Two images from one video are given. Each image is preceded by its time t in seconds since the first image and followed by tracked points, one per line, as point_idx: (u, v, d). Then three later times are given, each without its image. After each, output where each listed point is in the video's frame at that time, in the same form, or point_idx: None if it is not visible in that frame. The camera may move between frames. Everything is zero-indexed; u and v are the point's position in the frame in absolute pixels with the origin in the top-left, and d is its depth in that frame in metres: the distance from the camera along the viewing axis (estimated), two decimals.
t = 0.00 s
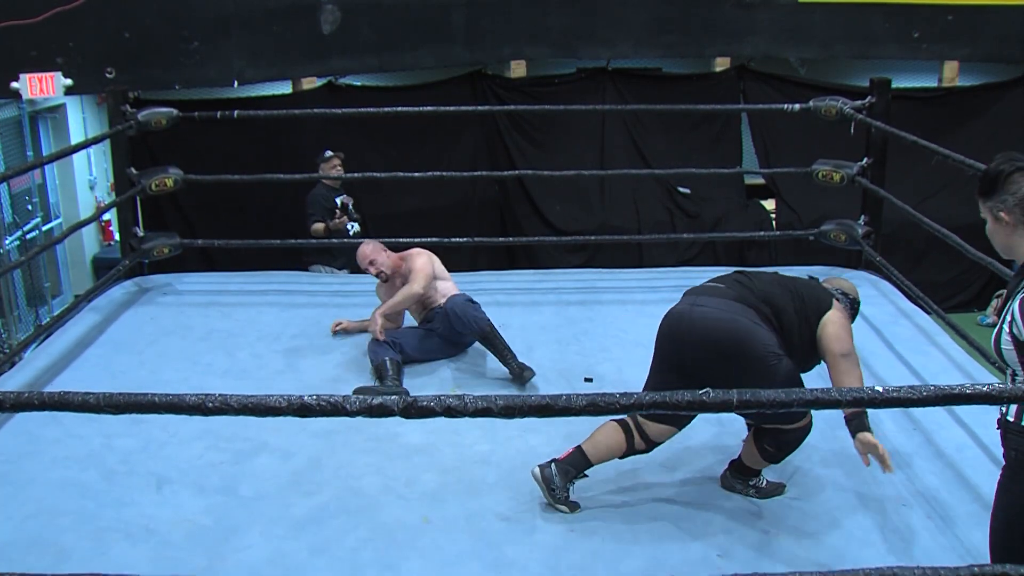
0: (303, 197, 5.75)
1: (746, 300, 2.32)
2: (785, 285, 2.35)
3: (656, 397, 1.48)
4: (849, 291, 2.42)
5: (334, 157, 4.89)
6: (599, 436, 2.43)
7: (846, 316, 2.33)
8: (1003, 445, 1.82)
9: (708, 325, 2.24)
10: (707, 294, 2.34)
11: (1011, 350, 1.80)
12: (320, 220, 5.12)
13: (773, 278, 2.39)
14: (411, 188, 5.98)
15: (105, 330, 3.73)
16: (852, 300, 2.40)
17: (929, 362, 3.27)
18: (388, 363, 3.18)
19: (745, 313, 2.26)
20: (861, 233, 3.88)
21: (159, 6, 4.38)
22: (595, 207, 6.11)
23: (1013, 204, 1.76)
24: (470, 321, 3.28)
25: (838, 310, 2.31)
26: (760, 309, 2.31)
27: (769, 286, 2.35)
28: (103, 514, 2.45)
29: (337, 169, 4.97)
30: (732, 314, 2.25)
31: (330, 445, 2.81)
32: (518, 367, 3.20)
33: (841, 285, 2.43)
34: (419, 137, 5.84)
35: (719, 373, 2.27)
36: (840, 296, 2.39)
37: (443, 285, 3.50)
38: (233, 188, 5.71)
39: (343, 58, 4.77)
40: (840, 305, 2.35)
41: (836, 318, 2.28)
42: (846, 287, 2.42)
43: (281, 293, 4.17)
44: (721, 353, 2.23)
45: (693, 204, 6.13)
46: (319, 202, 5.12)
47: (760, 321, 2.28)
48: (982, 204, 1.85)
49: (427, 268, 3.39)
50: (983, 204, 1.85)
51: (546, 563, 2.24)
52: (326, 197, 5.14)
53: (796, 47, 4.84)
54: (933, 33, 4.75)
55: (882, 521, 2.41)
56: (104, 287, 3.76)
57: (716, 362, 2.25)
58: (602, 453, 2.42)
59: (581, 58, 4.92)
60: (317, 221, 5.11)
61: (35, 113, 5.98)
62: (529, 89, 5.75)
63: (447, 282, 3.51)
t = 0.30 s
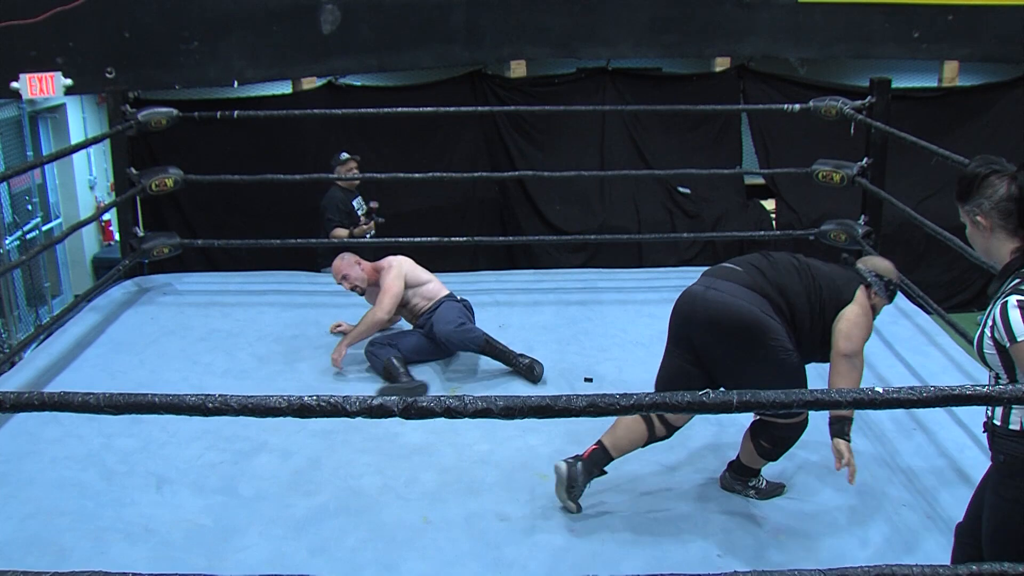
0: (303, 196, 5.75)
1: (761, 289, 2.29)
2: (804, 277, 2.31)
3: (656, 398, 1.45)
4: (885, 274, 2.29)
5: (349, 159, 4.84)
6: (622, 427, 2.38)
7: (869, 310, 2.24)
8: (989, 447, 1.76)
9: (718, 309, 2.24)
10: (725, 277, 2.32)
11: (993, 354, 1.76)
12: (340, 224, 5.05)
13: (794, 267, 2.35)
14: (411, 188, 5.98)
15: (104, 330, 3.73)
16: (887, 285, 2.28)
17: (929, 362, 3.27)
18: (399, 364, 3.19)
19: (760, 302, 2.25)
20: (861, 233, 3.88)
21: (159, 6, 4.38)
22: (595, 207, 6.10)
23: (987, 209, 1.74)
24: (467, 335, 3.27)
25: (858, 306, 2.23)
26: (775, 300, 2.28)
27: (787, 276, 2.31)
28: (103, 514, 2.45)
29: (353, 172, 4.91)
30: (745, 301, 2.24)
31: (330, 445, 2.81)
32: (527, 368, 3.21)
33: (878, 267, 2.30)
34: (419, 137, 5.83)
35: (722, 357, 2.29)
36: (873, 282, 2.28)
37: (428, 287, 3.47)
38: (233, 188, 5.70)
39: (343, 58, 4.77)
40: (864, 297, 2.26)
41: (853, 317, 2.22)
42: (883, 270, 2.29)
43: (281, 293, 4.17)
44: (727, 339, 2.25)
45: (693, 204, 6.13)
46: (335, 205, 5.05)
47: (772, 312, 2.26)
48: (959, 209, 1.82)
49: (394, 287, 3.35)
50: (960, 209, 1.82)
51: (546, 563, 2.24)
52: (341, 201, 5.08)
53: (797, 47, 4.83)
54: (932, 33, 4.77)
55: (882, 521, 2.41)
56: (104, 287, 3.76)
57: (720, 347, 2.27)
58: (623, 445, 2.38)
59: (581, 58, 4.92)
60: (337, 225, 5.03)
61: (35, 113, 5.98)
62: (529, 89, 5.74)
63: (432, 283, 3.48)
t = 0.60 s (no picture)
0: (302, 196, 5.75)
1: (756, 282, 2.26)
2: (802, 263, 2.23)
3: (656, 395, 1.44)
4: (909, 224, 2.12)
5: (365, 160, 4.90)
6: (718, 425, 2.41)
7: (872, 286, 2.10)
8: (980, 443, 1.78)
9: (711, 309, 2.29)
10: (723, 270, 2.32)
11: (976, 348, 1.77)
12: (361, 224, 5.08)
13: (792, 250, 2.26)
14: (411, 188, 5.97)
15: (105, 330, 3.73)
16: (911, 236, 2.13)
17: (929, 362, 3.28)
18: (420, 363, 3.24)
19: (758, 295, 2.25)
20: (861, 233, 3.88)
21: (159, 6, 4.39)
22: (595, 207, 6.11)
23: (968, 203, 1.75)
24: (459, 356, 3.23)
25: (859, 282, 2.10)
26: (771, 292, 2.25)
27: (782, 265, 2.25)
28: (103, 514, 2.45)
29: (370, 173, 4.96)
30: (737, 298, 2.25)
31: (330, 445, 2.81)
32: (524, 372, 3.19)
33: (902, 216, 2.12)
34: (419, 137, 5.83)
35: (726, 353, 2.34)
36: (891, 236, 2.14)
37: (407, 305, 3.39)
38: (233, 188, 5.70)
39: (343, 58, 4.77)
40: (872, 272, 2.11)
41: (848, 293, 2.10)
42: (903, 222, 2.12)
43: (281, 293, 4.17)
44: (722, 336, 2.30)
45: (693, 204, 6.12)
46: (353, 205, 5.08)
47: (767, 307, 2.24)
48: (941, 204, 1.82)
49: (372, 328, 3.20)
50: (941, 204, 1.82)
51: (546, 563, 2.24)
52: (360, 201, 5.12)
53: (797, 47, 4.83)
54: (932, 33, 4.78)
55: (882, 520, 2.41)
56: (104, 287, 3.76)
57: (720, 343, 2.32)
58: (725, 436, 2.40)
59: (581, 58, 4.91)
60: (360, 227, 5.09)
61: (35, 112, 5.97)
62: (529, 89, 5.74)
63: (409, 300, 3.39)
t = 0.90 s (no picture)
0: (302, 197, 5.76)
1: (764, 288, 2.27)
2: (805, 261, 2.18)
3: (656, 395, 1.43)
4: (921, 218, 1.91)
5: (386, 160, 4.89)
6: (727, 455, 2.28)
7: (869, 279, 1.95)
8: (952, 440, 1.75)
9: (724, 319, 2.33)
10: (737, 278, 2.35)
11: (960, 345, 1.72)
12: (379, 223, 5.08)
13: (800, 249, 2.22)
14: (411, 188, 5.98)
15: (104, 330, 3.73)
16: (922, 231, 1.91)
17: (929, 362, 3.28)
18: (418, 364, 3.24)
19: (766, 302, 2.26)
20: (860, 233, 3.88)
21: (159, 7, 4.39)
22: (595, 207, 6.11)
23: (948, 205, 1.71)
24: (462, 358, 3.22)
25: (853, 273, 1.97)
26: (780, 297, 2.24)
27: (787, 266, 2.23)
28: (102, 514, 2.45)
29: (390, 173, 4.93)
30: (747, 306, 2.27)
31: (330, 445, 2.81)
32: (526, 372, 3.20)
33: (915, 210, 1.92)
34: (419, 137, 5.83)
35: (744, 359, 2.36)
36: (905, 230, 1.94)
37: (393, 310, 3.35)
38: (233, 188, 5.71)
39: (342, 58, 4.76)
40: (875, 265, 1.95)
41: (842, 283, 1.98)
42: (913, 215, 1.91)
43: (281, 293, 4.17)
44: (736, 347, 2.35)
45: (693, 204, 6.12)
46: (372, 203, 5.06)
47: (777, 310, 2.24)
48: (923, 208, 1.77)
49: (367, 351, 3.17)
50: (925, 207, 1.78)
51: (545, 563, 2.25)
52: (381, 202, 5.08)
53: (797, 47, 4.83)
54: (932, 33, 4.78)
55: (881, 520, 2.41)
56: (104, 287, 3.76)
57: (737, 351, 2.36)
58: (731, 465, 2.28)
59: (580, 57, 4.91)
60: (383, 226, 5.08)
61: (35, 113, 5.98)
62: (529, 89, 5.74)
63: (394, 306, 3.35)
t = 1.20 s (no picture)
0: (301, 197, 5.76)
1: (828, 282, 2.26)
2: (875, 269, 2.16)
3: (657, 397, 1.43)
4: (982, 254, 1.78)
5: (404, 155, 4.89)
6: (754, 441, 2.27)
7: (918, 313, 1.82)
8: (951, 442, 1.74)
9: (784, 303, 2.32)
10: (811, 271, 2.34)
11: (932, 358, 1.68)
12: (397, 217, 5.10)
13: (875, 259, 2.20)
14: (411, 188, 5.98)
15: (104, 330, 3.73)
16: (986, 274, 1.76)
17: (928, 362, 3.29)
18: (416, 364, 3.24)
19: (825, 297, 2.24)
20: (861, 233, 3.88)
21: (159, 6, 4.40)
22: (595, 207, 6.11)
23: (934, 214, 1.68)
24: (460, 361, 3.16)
25: (911, 304, 1.84)
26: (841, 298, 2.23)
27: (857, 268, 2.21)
28: (103, 514, 2.45)
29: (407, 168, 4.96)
30: (809, 296, 2.26)
31: (330, 445, 2.81)
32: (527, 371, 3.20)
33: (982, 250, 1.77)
34: (419, 137, 5.83)
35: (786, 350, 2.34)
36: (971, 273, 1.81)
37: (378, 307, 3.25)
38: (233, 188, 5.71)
39: (342, 58, 4.76)
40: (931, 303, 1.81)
41: (895, 310, 1.85)
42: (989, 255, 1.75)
43: (281, 293, 4.17)
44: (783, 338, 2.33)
45: (693, 204, 6.12)
46: (390, 198, 5.09)
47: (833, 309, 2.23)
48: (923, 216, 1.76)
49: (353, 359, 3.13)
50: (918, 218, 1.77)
51: (545, 563, 2.25)
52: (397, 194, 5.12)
53: (797, 47, 4.83)
54: (932, 33, 4.79)
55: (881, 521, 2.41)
56: (104, 287, 3.76)
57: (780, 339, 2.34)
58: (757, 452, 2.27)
59: (580, 57, 4.91)
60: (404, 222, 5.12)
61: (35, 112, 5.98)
62: (528, 89, 5.74)
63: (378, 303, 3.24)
